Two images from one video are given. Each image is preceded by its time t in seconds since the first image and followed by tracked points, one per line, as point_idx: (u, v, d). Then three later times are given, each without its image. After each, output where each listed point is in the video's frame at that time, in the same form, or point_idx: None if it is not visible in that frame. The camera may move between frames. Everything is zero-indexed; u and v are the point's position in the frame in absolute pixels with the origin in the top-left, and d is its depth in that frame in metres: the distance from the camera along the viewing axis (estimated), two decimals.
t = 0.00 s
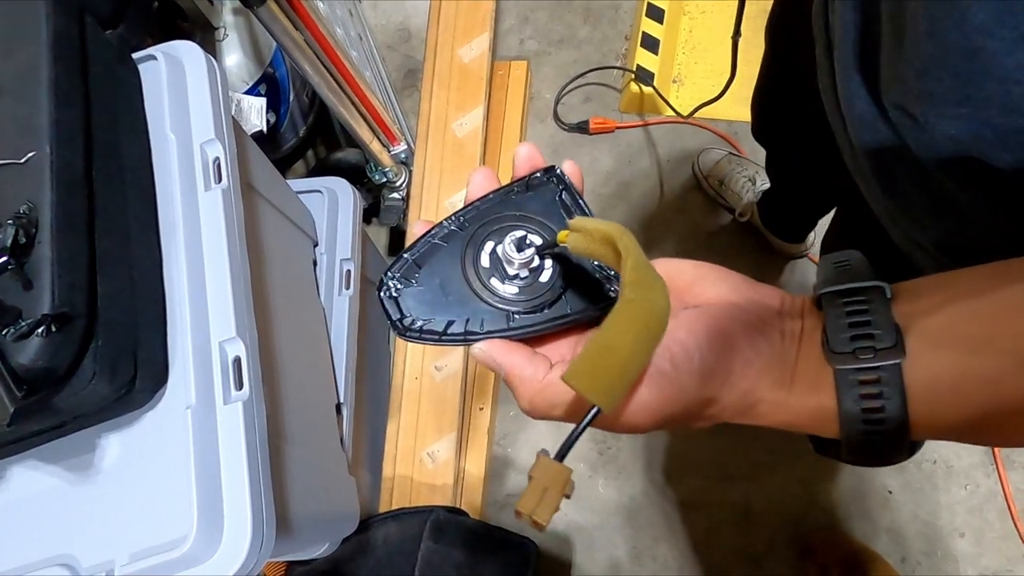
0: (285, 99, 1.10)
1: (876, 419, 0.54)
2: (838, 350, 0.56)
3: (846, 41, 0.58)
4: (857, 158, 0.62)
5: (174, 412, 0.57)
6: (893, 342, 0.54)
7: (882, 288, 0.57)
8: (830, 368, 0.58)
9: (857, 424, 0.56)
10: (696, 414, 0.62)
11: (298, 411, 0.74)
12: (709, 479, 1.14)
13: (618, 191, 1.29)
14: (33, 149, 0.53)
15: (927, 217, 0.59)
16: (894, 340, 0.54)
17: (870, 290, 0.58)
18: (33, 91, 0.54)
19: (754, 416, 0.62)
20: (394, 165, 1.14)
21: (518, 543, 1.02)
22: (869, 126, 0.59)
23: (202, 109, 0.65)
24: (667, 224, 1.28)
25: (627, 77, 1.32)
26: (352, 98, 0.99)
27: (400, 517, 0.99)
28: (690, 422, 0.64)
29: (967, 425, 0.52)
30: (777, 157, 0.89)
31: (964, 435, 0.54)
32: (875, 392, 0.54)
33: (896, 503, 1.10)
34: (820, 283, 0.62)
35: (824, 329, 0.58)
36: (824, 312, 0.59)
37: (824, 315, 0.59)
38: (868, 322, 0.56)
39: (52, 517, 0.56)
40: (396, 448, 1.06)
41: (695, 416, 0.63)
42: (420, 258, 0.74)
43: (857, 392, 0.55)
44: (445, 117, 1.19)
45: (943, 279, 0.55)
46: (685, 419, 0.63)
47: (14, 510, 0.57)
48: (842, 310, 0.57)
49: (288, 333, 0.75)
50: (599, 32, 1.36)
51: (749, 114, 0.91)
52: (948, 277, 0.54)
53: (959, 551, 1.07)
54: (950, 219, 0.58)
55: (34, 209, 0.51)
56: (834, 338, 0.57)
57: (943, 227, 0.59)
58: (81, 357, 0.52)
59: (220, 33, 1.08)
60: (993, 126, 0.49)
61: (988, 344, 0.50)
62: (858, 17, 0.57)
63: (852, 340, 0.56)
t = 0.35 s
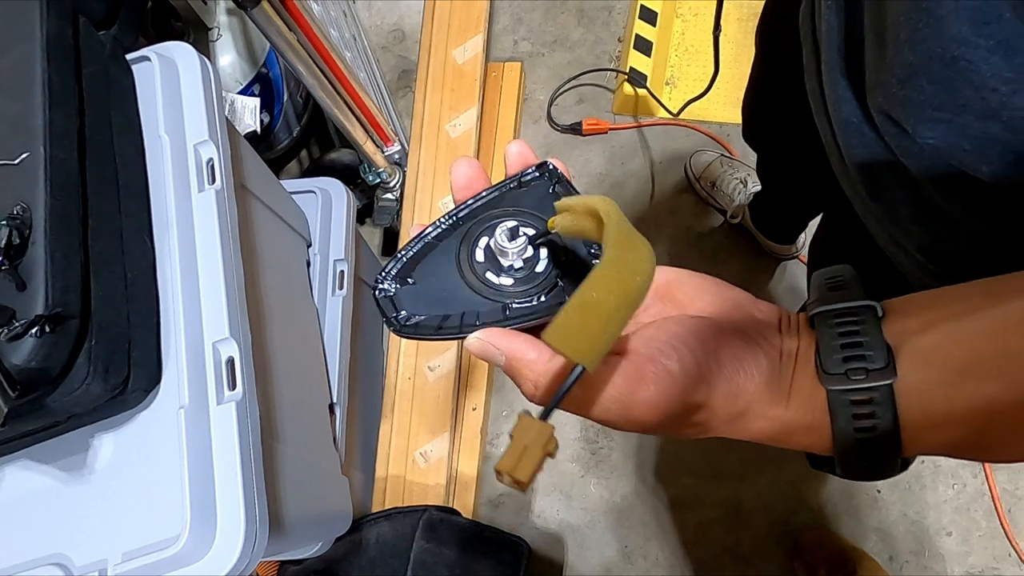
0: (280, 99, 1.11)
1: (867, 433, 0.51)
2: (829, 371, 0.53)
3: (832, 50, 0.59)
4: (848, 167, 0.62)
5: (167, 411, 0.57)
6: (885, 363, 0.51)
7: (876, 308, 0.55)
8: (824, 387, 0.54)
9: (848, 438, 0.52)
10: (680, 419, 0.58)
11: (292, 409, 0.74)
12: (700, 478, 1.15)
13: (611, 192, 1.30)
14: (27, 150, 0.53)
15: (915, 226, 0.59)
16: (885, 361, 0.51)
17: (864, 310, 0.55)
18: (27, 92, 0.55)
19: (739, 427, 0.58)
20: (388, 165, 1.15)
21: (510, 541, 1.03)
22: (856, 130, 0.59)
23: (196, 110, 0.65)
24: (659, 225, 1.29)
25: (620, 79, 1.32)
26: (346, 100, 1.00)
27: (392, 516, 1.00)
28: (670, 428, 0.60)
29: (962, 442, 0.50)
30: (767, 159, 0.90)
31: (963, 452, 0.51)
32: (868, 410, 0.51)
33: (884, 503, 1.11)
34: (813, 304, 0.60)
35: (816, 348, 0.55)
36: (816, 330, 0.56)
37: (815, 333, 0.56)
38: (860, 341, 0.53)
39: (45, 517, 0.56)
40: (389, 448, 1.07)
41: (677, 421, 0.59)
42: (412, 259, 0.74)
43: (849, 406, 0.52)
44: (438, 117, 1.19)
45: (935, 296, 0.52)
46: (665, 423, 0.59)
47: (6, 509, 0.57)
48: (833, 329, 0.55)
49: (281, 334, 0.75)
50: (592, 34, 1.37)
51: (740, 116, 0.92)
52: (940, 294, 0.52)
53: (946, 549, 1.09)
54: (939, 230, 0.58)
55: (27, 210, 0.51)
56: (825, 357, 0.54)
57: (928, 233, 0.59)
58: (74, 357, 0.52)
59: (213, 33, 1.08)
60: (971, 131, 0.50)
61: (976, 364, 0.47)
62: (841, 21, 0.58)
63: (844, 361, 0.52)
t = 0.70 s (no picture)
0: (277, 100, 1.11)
1: (860, 431, 0.52)
2: (823, 352, 0.53)
3: (811, 51, 0.58)
4: (829, 167, 0.62)
5: (166, 409, 0.57)
6: (877, 343, 0.52)
7: (866, 288, 0.55)
8: (817, 373, 0.54)
9: (840, 437, 0.53)
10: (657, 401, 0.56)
11: (290, 410, 0.74)
12: (698, 479, 1.15)
13: (608, 194, 1.30)
14: (26, 148, 0.53)
15: (897, 224, 0.60)
16: (878, 341, 0.52)
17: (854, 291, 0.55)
18: (27, 91, 0.55)
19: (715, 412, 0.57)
20: (386, 166, 1.15)
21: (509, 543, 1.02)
22: (835, 129, 0.58)
23: (194, 109, 0.65)
24: (657, 227, 1.29)
25: (618, 82, 1.33)
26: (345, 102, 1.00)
27: (390, 517, 1.00)
28: (641, 414, 0.59)
29: (948, 431, 0.50)
30: (763, 160, 0.91)
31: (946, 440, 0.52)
32: (863, 402, 0.51)
33: (880, 503, 1.11)
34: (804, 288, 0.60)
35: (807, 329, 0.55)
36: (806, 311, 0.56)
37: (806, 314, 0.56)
38: (853, 320, 0.53)
39: (42, 514, 0.56)
40: (387, 448, 1.07)
41: (650, 406, 0.58)
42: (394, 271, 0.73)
43: (841, 389, 0.52)
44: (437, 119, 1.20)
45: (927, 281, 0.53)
46: (635, 407, 0.59)
47: (4, 506, 0.57)
48: (825, 309, 0.55)
49: (279, 333, 0.76)
50: (589, 36, 1.38)
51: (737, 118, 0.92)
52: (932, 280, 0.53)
53: (942, 550, 1.09)
54: (919, 226, 0.59)
55: (27, 208, 0.51)
56: (817, 336, 0.54)
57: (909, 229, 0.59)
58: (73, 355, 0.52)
59: (212, 35, 1.09)
60: (946, 130, 0.50)
61: (974, 345, 0.48)
62: (820, 22, 0.57)
63: (837, 341, 0.53)
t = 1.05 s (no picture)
0: (278, 99, 1.10)
1: (868, 367, 0.46)
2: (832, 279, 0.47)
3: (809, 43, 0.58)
4: (824, 152, 0.63)
5: (169, 402, 0.57)
6: (889, 273, 0.47)
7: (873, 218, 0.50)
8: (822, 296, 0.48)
9: (844, 373, 0.47)
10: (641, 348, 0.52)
11: (291, 406, 0.74)
12: (696, 478, 1.15)
13: (607, 194, 1.31)
14: (31, 141, 0.53)
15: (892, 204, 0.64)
16: (890, 270, 0.47)
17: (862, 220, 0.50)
18: (33, 85, 0.55)
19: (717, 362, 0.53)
20: (387, 166, 1.15)
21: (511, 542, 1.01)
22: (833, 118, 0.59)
23: (197, 104, 0.66)
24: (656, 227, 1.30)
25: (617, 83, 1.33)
26: (346, 102, 1.01)
27: (390, 515, 1.00)
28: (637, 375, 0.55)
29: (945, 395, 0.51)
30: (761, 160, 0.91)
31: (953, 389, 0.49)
32: (871, 338, 0.46)
33: (878, 503, 1.12)
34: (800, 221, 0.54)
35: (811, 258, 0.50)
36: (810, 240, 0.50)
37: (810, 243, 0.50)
38: (863, 248, 0.48)
39: (44, 507, 0.56)
40: (387, 446, 1.07)
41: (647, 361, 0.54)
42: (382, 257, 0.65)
43: (848, 323, 0.46)
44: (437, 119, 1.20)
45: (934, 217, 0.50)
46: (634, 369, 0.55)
47: (6, 499, 0.57)
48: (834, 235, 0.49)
49: (280, 329, 0.76)
50: (589, 37, 1.38)
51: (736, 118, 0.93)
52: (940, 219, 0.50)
53: (940, 549, 1.09)
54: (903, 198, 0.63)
55: (32, 200, 0.52)
56: (824, 265, 0.48)
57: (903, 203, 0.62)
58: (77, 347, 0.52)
59: (214, 33, 1.09)
60: (939, 116, 0.48)
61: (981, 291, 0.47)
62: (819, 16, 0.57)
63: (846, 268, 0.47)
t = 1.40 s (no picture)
0: (291, 100, 1.13)
1: (902, 272, 0.45)
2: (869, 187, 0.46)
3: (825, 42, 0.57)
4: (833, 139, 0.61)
5: (195, 388, 0.59)
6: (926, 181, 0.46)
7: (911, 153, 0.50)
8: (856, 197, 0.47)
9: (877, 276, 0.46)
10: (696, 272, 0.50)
11: (307, 397, 0.75)
12: (702, 476, 1.16)
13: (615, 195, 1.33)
14: (66, 133, 0.55)
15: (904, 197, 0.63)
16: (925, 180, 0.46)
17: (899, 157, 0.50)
18: (67, 79, 0.57)
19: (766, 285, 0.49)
20: (399, 166, 1.17)
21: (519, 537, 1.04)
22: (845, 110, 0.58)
23: (221, 100, 0.67)
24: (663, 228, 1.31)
25: (625, 86, 1.35)
26: (361, 101, 1.02)
27: (400, 509, 1.01)
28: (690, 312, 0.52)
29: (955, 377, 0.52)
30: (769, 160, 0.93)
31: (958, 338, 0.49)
32: (910, 246, 0.44)
33: (883, 501, 1.13)
34: (849, 159, 0.53)
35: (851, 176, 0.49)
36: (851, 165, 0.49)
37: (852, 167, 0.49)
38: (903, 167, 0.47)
39: (72, 491, 0.58)
40: (397, 441, 1.08)
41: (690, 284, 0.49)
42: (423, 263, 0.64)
43: (888, 227, 0.44)
44: (448, 119, 1.22)
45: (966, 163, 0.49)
46: (675, 298, 0.50)
47: (35, 483, 0.58)
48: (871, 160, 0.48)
49: (298, 322, 0.77)
50: (598, 41, 1.40)
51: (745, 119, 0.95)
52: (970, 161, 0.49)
53: (944, 548, 1.10)
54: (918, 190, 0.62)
55: (68, 189, 0.53)
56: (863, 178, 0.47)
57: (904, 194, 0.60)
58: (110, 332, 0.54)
59: (229, 34, 1.09)
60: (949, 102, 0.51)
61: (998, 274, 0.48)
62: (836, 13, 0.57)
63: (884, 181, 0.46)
